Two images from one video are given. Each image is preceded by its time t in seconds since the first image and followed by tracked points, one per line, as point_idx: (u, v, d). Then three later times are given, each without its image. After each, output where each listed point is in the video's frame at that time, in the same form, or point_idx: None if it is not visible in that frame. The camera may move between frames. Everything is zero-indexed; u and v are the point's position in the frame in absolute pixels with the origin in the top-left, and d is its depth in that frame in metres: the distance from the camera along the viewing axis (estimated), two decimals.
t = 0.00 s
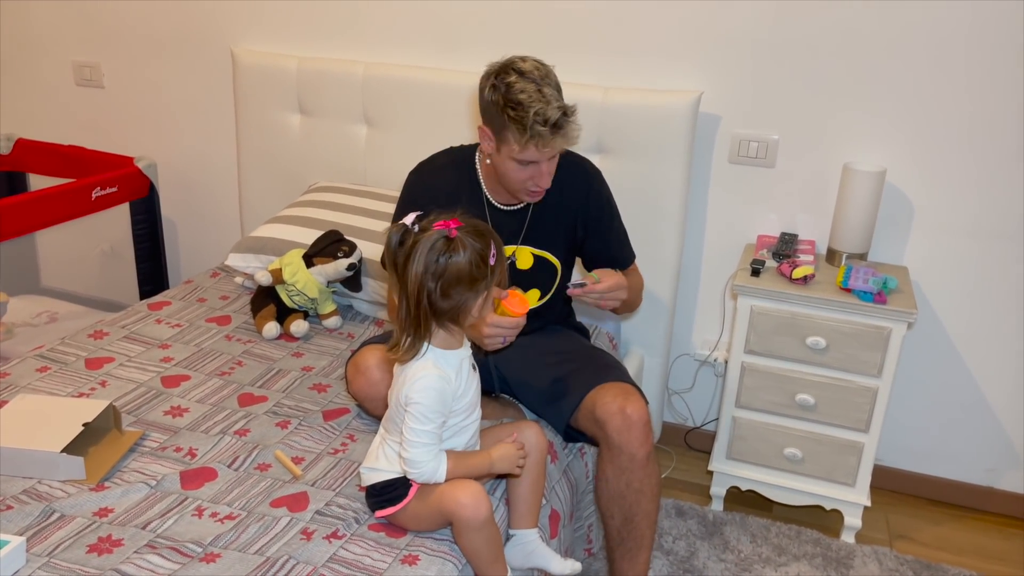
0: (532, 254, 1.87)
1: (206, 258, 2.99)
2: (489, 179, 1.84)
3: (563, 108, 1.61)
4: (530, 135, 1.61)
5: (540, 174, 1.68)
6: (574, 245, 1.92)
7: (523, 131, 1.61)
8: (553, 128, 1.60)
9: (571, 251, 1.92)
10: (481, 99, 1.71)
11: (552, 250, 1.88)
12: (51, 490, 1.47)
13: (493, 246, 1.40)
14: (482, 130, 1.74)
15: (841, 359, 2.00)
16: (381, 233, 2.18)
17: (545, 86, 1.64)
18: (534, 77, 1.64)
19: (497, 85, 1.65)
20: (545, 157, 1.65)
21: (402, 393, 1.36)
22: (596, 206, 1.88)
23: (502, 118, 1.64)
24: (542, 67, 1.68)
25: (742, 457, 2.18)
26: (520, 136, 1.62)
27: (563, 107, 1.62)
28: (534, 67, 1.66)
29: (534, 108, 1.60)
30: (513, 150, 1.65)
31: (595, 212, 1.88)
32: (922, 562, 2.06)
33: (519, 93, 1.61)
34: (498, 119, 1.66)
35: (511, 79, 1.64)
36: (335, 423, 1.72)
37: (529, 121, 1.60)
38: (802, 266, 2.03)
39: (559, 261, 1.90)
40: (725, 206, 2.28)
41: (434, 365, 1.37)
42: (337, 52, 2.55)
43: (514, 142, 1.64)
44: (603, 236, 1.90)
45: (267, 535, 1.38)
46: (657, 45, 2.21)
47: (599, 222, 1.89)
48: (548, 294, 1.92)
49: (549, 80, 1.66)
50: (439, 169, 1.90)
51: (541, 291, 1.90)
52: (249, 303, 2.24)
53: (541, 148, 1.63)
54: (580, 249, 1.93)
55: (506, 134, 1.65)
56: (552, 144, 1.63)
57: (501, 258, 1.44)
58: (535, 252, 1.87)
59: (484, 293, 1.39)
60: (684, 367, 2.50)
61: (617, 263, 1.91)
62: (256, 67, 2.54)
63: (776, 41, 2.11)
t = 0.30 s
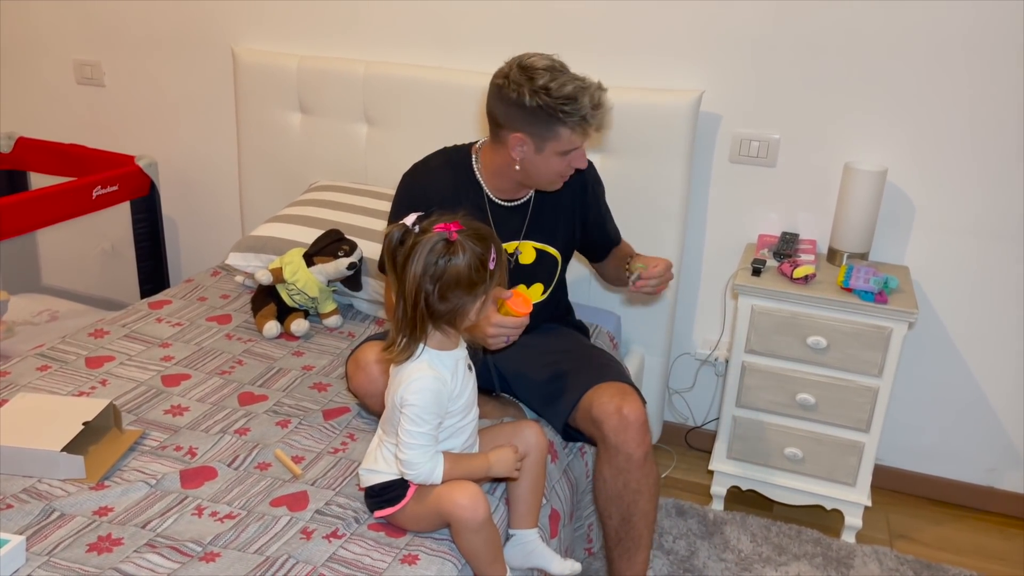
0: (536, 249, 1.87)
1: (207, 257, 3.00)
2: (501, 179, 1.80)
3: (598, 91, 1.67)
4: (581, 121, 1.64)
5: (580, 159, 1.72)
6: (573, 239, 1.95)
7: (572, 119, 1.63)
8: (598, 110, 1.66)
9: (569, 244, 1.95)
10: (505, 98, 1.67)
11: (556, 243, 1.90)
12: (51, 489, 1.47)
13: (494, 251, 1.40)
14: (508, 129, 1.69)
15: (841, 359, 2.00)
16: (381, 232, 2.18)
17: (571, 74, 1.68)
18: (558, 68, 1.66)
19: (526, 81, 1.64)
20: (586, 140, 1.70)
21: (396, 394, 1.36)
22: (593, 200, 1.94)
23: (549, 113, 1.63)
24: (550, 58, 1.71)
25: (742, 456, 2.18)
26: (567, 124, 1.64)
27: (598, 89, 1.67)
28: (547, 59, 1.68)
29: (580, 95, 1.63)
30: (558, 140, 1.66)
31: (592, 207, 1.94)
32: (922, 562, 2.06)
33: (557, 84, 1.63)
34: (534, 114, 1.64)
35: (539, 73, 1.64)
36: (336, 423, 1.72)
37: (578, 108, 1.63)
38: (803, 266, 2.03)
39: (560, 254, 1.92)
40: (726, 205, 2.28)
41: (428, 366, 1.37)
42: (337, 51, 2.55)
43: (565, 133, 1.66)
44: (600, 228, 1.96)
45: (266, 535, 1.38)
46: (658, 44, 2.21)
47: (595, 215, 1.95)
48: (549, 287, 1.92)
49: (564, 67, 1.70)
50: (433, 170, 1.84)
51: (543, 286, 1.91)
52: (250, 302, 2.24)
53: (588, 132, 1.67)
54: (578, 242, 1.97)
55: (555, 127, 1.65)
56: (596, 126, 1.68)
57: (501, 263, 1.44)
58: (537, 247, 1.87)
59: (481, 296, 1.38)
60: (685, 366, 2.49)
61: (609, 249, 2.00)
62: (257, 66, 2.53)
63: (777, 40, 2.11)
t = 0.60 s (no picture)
0: (542, 247, 1.89)
1: (208, 256, 3.00)
2: (513, 178, 1.79)
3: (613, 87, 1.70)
4: (602, 116, 1.66)
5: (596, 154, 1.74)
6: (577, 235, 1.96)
7: (593, 115, 1.65)
8: (617, 106, 1.69)
9: (573, 240, 1.96)
10: (524, 95, 1.67)
11: (562, 240, 1.92)
12: (53, 487, 1.47)
13: (488, 252, 1.39)
14: (526, 127, 1.69)
15: (842, 359, 2.00)
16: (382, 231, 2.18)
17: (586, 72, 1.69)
18: (574, 66, 1.67)
19: (545, 78, 1.65)
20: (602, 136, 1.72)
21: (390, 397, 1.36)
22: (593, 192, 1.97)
23: (571, 110, 1.64)
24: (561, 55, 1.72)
25: (743, 456, 2.18)
26: (587, 119, 1.66)
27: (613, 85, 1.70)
28: (561, 56, 1.70)
29: (602, 92, 1.65)
30: (578, 135, 1.68)
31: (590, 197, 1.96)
32: (923, 562, 2.06)
33: (576, 81, 1.64)
34: (553, 111, 1.65)
35: (557, 70, 1.66)
36: (337, 422, 1.72)
37: (598, 104, 1.65)
38: (805, 265, 2.03)
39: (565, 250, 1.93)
40: (727, 205, 2.28)
41: (421, 367, 1.37)
42: (338, 50, 2.55)
43: (585, 129, 1.68)
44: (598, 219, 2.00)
45: (268, 534, 1.38)
46: (659, 44, 2.21)
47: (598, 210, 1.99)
48: (554, 283, 1.94)
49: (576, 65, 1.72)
50: (437, 169, 1.83)
51: (548, 281, 1.92)
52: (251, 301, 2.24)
53: (606, 127, 1.69)
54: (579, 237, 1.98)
55: (576, 123, 1.66)
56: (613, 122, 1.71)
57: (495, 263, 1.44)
58: (542, 244, 1.89)
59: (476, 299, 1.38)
60: (687, 366, 2.49)
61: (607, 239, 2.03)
62: (259, 65, 2.54)
63: (778, 40, 2.11)
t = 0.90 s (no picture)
0: (547, 245, 1.89)
1: (210, 255, 3.00)
2: (517, 176, 1.80)
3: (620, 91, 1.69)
4: (605, 119, 1.66)
5: (598, 157, 1.74)
6: (582, 233, 1.96)
7: (596, 118, 1.65)
8: (622, 111, 1.68)
9: (579, 239, 1.95)
10: (530, 94, 1.68)
11: (567, 240, 1.92)
12: (56, 485, 1.48)
13: (489, 252, 1.39)
14: (530, 126, 1.70)
15: (843, 359, 2.00)
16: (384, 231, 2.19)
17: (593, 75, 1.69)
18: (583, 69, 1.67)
19: (552, 78, 1.65)
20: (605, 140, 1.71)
21: (391, 396, 1.36)
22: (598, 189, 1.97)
23: (575, 111, 1.64)
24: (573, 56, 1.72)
25: (743, 456, 2.18)
26: (589, 121, 1.65)
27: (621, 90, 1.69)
28: (572, 58, 1.70)
29: (606, 95, 1.64)
30: (580, 137, 1.68)
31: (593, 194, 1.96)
32: (923, 563, 2.06)
33: (582, 83, 1.64)
34: (556, 111, 1.65)
35: (565, 71, 1.66)
36: (338, 421, 1.73)
37: (601, 107, 1.64)
38: (811, 266, 2.03)
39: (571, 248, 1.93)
40: (729, 205, 2.28)
41: (422, 365, 1.37)
42: (341, 50, 2.56)
43: (589, 132, 1.68)
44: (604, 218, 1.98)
45: (270, 532, 1.38)
46: (661, 44, 2.21)
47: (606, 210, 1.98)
48: (559, 282, 1.93)
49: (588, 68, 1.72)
50: (443, 166, 1.84)
51: (553, 280, 1.92)
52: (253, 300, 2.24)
53: (609, 131, 1.69)
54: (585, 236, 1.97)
55: (580, 126, 1.66)
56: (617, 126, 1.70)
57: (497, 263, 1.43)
58: (547, 242, 1.89)
59: (478, 299, 1.39)
60: (687, 367, 2.50)
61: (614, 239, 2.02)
62: (261, 65, 2.54)
63: (780, 42, 2.11)
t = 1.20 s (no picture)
0: (552, 250, 1.90)
1: (210, 256, 3.01)
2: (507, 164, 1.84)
3: (578, 119, 1.59)
4: (542, 135, 1.59)
5: (540, 175, 1.67)
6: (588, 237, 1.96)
7: (535, 130, 1.60)
8: (563, 135, 1.58)
9: (584, 243, 1.95)
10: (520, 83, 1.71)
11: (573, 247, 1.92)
12: (58, 485, 1.48)
13: (492, 253, 1.39)
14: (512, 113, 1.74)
15: (842, 361, 2.01)
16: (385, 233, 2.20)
17: (577, 94, 1.61)
18: (568, 82, 1.61)
19: (533, 81, 1.63)
20: (548, 160, 1.63)
21: (397, 395, 1.36)
22: (605, 193, 1.98)
23: (524, 105, 1.63)
24: (583, 76, 1.66)
25: (743, 458, 2.19)
26: (532, 131, 1.61)
27: (581, 118, 1.59)
28: (575, 74, 1.64)
29: (552, 112, 1.58)
30: (525, 145, 1.64)
31: (598, 196, 1.96)
32: (922, 564, 2.07)
33: (547, 94, 1.59)
34: (522, 114, 1.64)
35: (548, 78, 1.62)
36: (340, 422, 1.73)
37: (543, 121, 1.58)
38: (811, 269, 2.04)
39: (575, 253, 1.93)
40: (729, 208, 2.29)
41: (428, 365, 1.37)
42: (343, 53, 2.57)
43: (525, 131, 1.63)
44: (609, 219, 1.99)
45: (272, 532, 1.39)
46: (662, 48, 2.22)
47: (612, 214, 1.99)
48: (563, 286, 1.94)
49: (584, 91, 1.63)
50: (455, 166, 1.84)
51: (556, 283, 1.93)
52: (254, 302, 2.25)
53: (546, 150, 1.61)
54: (590, 238, 1.96)
55: (523, 122, 1.63)
56: (556, 149, 1.61)
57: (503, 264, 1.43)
58: (553, 247, 1.90)
59: (479, 300, 1.39)
60: (687, 369, 2.51)
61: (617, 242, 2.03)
62: (263, 67, 2.55)
63: (780, 46, 2.13)
